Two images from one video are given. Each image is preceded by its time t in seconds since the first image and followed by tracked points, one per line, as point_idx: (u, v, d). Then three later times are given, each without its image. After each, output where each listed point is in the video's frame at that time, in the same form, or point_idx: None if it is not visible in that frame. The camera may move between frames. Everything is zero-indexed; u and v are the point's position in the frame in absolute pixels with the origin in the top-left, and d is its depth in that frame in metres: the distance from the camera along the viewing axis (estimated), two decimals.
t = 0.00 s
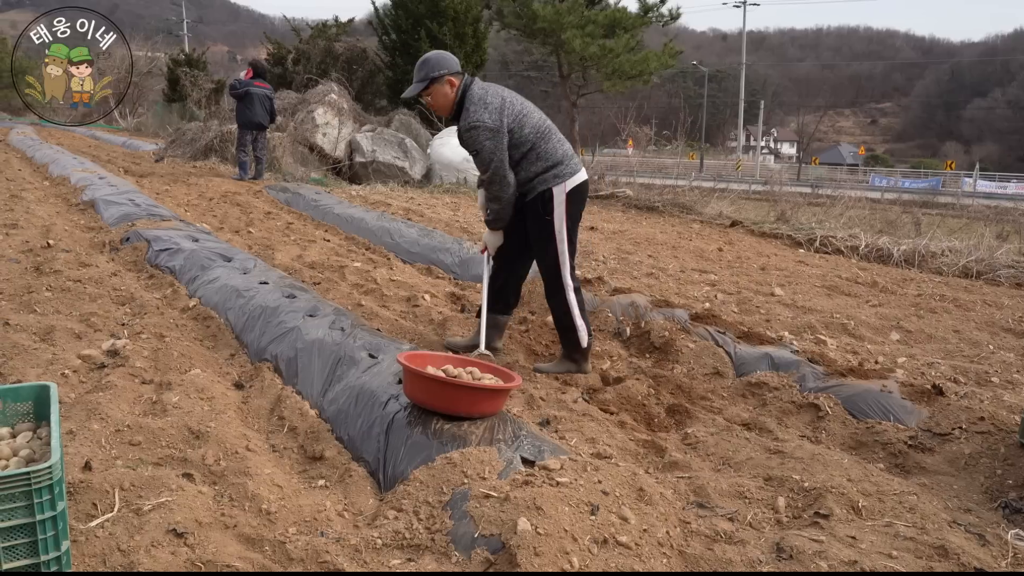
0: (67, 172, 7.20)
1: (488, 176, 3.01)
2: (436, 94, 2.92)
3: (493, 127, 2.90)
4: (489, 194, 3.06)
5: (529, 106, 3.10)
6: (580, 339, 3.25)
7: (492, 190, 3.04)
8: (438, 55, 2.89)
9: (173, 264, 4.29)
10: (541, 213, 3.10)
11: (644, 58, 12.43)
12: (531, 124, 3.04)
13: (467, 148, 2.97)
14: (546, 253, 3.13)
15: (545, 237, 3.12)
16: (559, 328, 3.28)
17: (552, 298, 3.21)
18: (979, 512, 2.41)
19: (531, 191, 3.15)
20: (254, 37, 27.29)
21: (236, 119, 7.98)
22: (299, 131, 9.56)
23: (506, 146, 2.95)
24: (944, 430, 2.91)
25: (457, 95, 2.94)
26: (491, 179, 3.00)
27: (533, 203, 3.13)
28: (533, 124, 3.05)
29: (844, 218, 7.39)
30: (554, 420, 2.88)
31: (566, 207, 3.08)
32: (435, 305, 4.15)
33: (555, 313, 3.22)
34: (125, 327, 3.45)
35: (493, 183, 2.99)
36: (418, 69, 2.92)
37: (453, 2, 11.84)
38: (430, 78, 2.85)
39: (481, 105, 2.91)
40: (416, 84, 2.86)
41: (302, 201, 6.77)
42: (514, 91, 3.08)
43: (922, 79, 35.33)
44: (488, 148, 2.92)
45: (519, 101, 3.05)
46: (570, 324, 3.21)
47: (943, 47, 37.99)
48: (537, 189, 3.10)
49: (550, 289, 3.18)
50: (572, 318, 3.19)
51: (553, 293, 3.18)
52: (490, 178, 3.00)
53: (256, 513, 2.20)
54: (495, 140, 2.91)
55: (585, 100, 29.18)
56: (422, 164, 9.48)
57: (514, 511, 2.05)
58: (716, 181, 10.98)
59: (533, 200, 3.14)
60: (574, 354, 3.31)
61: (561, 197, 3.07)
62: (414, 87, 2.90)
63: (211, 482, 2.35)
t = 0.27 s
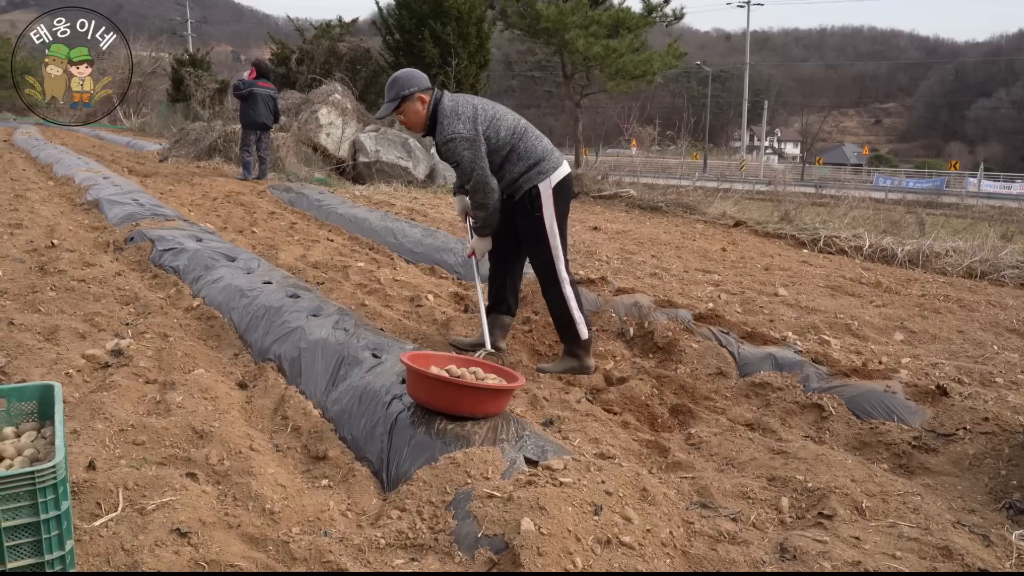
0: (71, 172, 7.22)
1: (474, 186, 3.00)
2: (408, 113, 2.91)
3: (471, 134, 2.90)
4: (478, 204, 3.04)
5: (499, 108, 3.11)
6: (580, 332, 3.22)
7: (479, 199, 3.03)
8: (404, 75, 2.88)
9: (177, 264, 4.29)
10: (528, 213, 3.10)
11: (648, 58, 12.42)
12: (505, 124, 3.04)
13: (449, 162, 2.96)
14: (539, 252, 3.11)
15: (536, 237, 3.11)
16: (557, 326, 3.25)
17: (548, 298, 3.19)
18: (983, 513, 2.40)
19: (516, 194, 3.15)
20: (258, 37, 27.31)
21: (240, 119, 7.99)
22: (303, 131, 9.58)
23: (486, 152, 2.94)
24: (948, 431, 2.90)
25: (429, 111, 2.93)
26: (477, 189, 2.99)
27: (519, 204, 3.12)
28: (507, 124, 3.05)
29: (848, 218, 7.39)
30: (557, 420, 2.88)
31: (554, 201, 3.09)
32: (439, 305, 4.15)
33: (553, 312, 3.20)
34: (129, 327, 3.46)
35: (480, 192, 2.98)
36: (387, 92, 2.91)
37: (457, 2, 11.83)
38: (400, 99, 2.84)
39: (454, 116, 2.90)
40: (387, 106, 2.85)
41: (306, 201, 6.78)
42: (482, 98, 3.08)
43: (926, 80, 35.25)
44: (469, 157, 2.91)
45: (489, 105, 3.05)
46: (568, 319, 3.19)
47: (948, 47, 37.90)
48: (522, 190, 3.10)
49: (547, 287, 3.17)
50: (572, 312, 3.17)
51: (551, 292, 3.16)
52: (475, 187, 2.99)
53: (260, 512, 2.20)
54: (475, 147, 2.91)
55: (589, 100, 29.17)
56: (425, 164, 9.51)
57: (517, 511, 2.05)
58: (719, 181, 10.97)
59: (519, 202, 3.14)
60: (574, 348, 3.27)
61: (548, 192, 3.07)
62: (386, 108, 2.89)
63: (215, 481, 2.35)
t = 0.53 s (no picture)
0: (75, 172, 7.23)
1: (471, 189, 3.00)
2: (398, 123, 2.90)
3: (463, 136, 2.91)
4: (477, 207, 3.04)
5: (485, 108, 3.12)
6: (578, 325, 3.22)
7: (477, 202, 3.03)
8: (390, 85, 2.88)
9: (180, 263, 4.30)
10: (524, 211, 3.11)
11: (651, 58, 12.41)
12: (494, 123, 3.05)
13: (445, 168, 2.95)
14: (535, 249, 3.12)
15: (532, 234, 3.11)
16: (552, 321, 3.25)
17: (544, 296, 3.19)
18: (986, 513, 2.40)
19: (511, 194, 3.15)
20: (261, 37, 27.30)
21: (244, 119, 8.00)
22: (306, 131, 9.60)
23: (479, 153, 2.95)
24: (951, 431, 2.90)
25: (419, 119, 2.92)
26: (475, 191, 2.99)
27: (514, 203, 3.13)
28: (496, 123, 3.06)
29: (851, 218, 7.38)
30: (560, 420, 2.88)
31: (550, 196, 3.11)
32: (442, 304, 4.16)
33: (550, 308, 3.20)
34: (132, 326, 3.46)
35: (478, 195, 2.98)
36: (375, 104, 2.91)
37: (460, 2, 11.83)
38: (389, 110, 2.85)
39: (444, 120, 2.91)
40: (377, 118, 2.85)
41: (309, 201, 6.79)
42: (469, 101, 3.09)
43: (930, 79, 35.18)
44: (465, 160, 2.92)
45: (475, 106, 3.06)
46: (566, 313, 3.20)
47: (951, 47, 37.83)
48: (517, 188, 3.11)
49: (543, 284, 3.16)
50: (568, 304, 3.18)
51: (547, 289, 3.16)
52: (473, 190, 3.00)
53: (263, 512, 2.21)
54: (469, 149, 2.91)
55: (592, 100, 29.15)
56: (428, 164, 9.59)
57: (520, 511, 2.05)
58: (721, 181, 10.96)
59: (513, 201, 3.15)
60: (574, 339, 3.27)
61: (544, 186, 3.09)
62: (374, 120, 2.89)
63: (218, 481, 2.35)
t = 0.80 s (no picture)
0: (78, 171, 7.25)
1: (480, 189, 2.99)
2: (397, 131, 2.86)
3: (467, 137, 2.92)
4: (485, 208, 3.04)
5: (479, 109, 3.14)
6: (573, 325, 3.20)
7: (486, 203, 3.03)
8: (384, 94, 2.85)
9: (182, 263, 4.30)
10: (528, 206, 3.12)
11: (654, 58, 12.40)
12: (493, 122, 3.07)
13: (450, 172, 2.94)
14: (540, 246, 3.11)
15: (536, 229, 3.11)
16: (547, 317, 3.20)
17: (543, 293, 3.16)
18: (989, 514, 2.40)
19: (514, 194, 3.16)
20: (264, 37, 27.31)
21: (247, 118, 8.00)
22: (308, 130, 9.61)
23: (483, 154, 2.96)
24: (954, 431, 2.89)
25: (418, 126, 2.90)
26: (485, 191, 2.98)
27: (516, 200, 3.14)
28: (494, 121, 3.08)
29: (854, 218, 7.37)
30: (562, 420, 2.88)
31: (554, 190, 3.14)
32: (444, 304, 4.16)
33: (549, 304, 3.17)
34: (135, 326, 3.47)
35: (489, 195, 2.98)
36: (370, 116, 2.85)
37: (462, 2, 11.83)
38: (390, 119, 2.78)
39: (445, 124, 2.91)
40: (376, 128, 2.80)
41: (312, 200, 6.79)
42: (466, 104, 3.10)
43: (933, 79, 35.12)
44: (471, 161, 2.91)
45: (470, 107, 3.08)
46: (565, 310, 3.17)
47: (954, 47, 37.76)
48: (520, 187, 3.12)
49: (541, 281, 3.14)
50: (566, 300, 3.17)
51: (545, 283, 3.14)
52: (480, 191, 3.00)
53: (266, 511, 2.21)
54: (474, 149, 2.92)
55: (595, 100, 29.14)
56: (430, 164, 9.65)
57: (522, 511, 2.05)
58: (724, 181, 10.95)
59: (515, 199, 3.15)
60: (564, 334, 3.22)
61: (548, 180, 3.12)
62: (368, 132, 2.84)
63: (221, 480, 2.36)
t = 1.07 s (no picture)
0: (80, 171, 7.26)
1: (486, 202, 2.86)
2: (406, 139, 2.81)
3: (480, 145, 2.84)
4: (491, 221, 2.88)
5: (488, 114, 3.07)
6: (565, 335, 3.08)
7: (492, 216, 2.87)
8: (392, 102, 2.79)
9: (184, 263, 4.31)
10: (539, 212, 3.08)
11: (655, 58, 12.39)
12: (504, 127, 3.00)
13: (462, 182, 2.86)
14: (549, 252, 3.06)
15: (546, 235, 3.06)
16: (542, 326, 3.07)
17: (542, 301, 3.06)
18: (991, 514, 2.39)
19: (526, 201, 3.10)
20: (265, 37, 27.31)
21: (248, 118, 8.00)
22: (310, 130, 9.61)
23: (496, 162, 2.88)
24: (956, 432, 2.89)
25: (427, 135, 2.84)
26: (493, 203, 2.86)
27: (527, 205, 3.10)
28: (505, 127, 3.01)
29: (856, 218, 7.37)
30: (564, 420, 2.88)
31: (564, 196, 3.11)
32: (446, 304, 4.15)
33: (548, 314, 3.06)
34: (137, 325, 3.47)
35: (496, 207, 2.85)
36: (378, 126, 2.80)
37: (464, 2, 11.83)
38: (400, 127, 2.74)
39: (456, 132, 2.83)
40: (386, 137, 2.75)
41: (313, 200, 6.79)
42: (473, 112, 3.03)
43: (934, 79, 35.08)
44: (484, 170, 2.83)
45: (479, 112, 3.01)
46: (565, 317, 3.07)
47: (956, 46, 37.71)
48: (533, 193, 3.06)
49: (545, 288, 3.05)
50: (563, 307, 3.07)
51: (546, 290, 3.05)
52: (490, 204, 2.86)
53: (267, 511, 2.21)
54: (488, 157, 2.84)
55: (597, 100, 29.15)
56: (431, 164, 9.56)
57: (523, 511, 2.05)
58: (726, 181, 10.94)
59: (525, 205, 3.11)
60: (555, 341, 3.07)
61: (559, 187, 3.09)
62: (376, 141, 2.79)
63: (222, 480, 2.36)
